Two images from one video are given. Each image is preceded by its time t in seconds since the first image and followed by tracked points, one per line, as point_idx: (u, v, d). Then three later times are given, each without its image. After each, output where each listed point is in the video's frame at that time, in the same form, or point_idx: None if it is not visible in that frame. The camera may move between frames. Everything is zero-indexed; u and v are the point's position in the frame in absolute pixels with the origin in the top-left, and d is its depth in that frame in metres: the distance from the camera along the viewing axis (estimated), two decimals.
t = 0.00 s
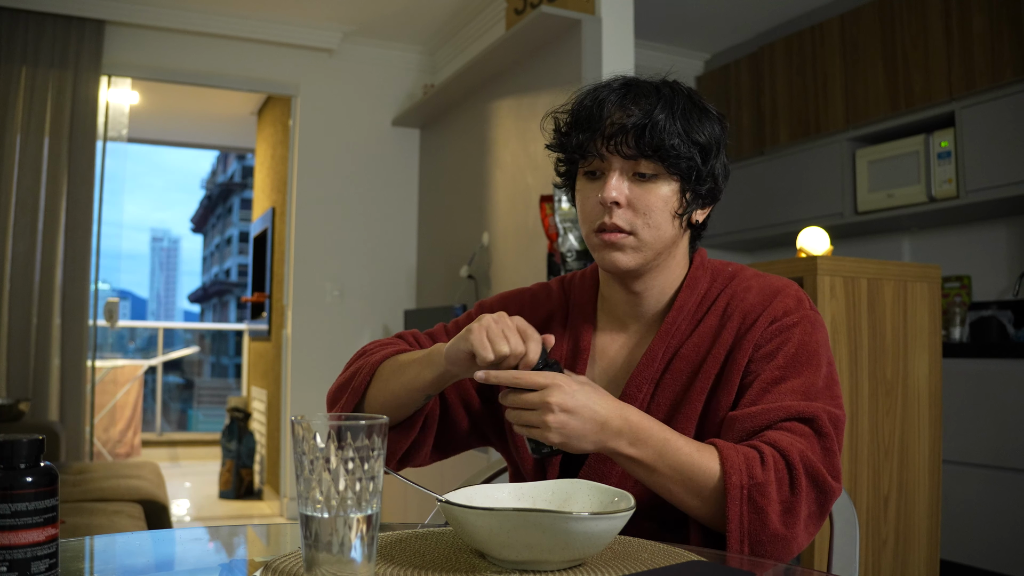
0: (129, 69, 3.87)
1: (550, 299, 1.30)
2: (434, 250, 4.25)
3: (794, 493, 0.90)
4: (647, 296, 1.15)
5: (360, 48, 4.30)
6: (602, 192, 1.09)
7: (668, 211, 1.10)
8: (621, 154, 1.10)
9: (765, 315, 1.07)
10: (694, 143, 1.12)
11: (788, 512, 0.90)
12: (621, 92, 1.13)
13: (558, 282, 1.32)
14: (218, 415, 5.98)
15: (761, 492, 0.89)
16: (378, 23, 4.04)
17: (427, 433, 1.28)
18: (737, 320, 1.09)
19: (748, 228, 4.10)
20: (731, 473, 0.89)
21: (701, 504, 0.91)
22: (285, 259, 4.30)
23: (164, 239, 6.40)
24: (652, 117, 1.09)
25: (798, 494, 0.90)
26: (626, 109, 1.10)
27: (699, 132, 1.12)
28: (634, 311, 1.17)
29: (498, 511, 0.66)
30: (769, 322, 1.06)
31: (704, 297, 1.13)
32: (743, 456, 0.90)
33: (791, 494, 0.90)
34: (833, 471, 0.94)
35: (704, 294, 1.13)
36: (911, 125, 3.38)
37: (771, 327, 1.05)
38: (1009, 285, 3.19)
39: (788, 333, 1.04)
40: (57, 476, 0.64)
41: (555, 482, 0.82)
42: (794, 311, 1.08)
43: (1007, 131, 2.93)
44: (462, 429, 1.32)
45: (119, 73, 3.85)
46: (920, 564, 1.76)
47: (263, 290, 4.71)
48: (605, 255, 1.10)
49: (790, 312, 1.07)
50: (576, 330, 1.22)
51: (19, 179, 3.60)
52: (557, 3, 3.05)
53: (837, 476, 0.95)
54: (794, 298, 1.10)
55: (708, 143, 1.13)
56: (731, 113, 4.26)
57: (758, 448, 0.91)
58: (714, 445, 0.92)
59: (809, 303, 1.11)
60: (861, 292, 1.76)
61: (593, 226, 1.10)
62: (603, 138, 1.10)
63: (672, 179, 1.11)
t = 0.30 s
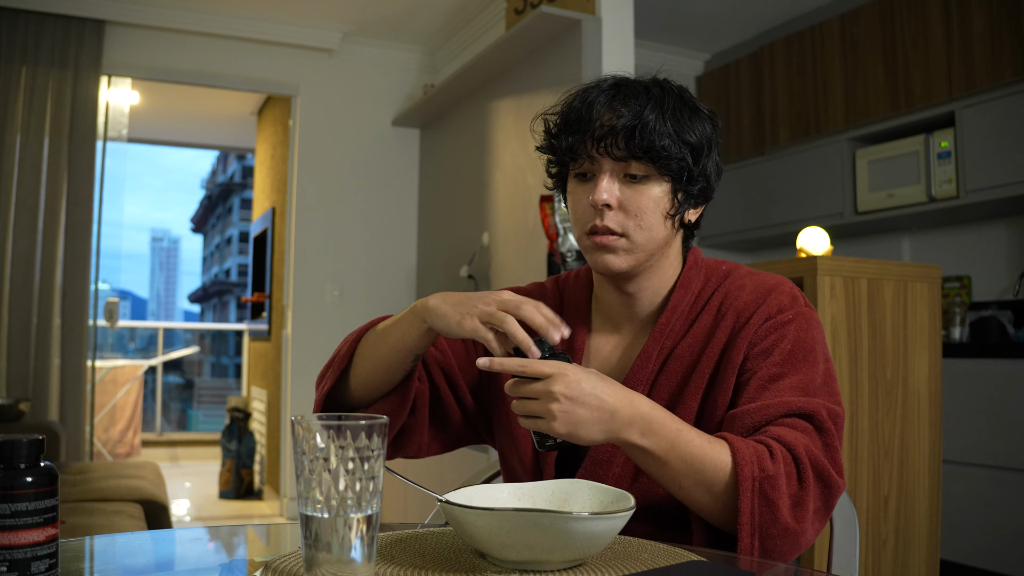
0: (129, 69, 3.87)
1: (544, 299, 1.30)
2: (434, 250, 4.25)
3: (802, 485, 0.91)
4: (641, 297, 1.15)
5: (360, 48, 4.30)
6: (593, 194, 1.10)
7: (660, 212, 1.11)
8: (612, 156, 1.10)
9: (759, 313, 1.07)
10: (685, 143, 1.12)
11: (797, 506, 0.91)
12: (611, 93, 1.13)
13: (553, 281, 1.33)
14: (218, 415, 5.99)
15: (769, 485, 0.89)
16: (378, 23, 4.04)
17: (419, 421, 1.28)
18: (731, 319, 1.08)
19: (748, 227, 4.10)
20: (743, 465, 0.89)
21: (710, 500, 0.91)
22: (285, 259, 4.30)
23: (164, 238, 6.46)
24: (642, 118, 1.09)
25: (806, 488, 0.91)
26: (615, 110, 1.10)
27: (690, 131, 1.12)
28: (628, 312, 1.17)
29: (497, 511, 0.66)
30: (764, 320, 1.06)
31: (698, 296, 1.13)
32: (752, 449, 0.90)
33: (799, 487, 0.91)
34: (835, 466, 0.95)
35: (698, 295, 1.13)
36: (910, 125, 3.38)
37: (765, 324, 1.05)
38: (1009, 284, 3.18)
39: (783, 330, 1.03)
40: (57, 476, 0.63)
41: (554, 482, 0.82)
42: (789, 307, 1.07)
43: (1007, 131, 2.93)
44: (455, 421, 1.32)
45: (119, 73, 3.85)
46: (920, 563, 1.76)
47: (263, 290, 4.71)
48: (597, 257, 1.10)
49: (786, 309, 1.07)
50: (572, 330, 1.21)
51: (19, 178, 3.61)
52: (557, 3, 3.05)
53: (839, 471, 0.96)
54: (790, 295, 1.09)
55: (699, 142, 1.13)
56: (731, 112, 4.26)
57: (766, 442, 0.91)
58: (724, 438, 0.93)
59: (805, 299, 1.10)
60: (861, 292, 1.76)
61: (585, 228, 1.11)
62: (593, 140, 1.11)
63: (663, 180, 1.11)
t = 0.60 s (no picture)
0: (129, 69, 3.87)
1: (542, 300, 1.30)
2: (434, 250, 4.26)
3: (805, 478, 0.91)
4: (640, 298, 1.15)
5: (360, 48, 4.30)
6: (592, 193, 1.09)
7: (658, 210, 1.11)
8: (610, 154, 1.10)
9: (759, 310, 1.07)
10: (682, 141, 1.12)
11: (799, 497, 0.90)
12: (608, 92, 1.13)
13: (552, 280, 1.32)
14: (217, 415, 5.99)
15: (771, 479, 0.89)
16: (379, 23, 4.04)
17: (422, 416, 1.28)
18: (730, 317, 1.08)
19: (748, 227, 4.10)
20: (746, 454, 0.88)
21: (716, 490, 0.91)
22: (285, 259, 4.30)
23: (164, 239, 6.47)
24: (640, 116, 1.09)
25: (809, 480, 0.91)
26: (613, 109, 1.11)
27: (686, 129, 1.13)
28: (627, 312, 1.17)
29: (497, 511, 0.66)
30: (762, 317, 1.06)
31: (698, 295, 1.13)
32: (756, 440, 0.90)
33: (802, 479, 0.91)
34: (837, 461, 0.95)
35: (698, 294, 1.13)
36: (911, 125, 3.38)
37: (764, 321, 1.05)
38: (1009, 284, 3.19)
39: (782, 327, 1.04)
40: (57, 476, 0.64)
41: (555, 482, 0.82)
42: (788, 305, 1.08)
43: (1007, 131, 2.93)
44: (459, 418, 1.33)
45: (119, 73, 3.85)
46: (920, 564, 1.76)
47: (263, 290, 4.71)
48: (597, 256, 1.09)
49: (784, 306, 1.07)
50: (572, 328, 1.21)
51: (19, 178, 3.61)
52: (557, 3, 3.06)
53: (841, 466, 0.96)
54: (788, 294, 1.10)
55: (696, 139, 1.14)
56: (730, 112, 4.26)
57: (770, 433, 0.91)
58: (728, 430, 0.92)
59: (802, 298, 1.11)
60: (861, 291, 1.76)
61: (584, 228, 1.10)
62: (591, 139, 1.11)
63: (660, 177, 1.11)
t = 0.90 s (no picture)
0: (129, 69, 3.87)
1: (533, 304, 1.29)
2: (434, 249, 4.26)
3: (768, 497, 0.91)
4: (627, 300, 1.15)
5: (360, 48, 4.30)
6: (566, 200, 1.10)
7: (635, 201, 1.11)
8: (574, 158, 1.10)
9: (744, 311, 1.06)
10: (641, 128, 1.12)
11: (761, 518, 0.91)
12: (552, 103, 1.14)
13: (541, 285, 1.32)
14: (218, 415, 5.99)
15: (735, 498, 0.89)
16: (378, 23, 4.04)
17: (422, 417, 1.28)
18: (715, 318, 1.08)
19: (748, 228, 4.10)
20: (706, 478, 0.88)
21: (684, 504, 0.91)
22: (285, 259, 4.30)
23: (164, 239, 6.36)
24: (590, 116, 1.10)
25: (772, 498, 0.91)
26: (563, 114, 1.12)
27: (641, 116, 1.13)
28: (616, 315, 1.17)
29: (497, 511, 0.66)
30: (745, 318, 1.05)
31: (684, 294, 1.12)
32: (718, 458, 0.89)
33: (765, 498, 0.91)
34: (806, 474, 0.95)
35: (687, 293, 1.13)
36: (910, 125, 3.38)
37: (749, 323, 1.04)
38: (1009, 284, 3.19)
39: (767, 328, 1.03)
40: (57, 476, 0.63)
41: (553, 482, 0.82)
42: (776, 305, 1.06)
43: (1007, 132, 2.93)
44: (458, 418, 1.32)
45: (119, 73, 3.85)
46: (920, 563, 1.76)
47: (263, 291, 4.71)
48: (586, 262, 1.10)
49: (770, 307, 1.06)
50: (562, 331, 1.21)
51: (19, 178, 3.60)
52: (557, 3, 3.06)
53: (810, 479, 0.96)
54: (778, 293, 1.08)
55: (654, 124, 1.14)
56: (730, 113, 4.26)
57: (733, 449, 0.91)
58: (689, 444, 0.92)
59: (794, 298, 1.09)
60: (861, 291, 1.76)
61: (567, 236, 1.10)
62: (553, 149, 1.11)
63: (630, 167, 1.11)
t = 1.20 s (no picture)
0: (129, 69, 3.87)
1: (535, 304, 1.29)
2: (434, 249, 4.26)
3: (762, 504, 0.91)
4: (633, 300, 1.15)
5: (361, 48, 4.30)
6: (592, 197, 1.09)
7: (659, 210, 1.11)
8: (608, 156, 1.09)
9: (746, 314, 1.06)
10: (676, 137, 1.13)
11: (755, 525, 0.91)
12: (597, 95, 1.13)
13: (544, 284, 1.32)
14: (218, 415, 5.99)
15: (730, 505, 0.89)
16: (379, 22, 4.04)
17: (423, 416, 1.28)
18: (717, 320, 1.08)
19: (749, 228, 4.09)
20: (701, 485, 0.88)
21: (677, 511, 0.91)
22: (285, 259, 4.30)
23: (164, 239, 6.42)
24: (634, 117, 1.09)
25: (766, 506, 0.91)
26: (606, 111, 1.10)
27: (677, 125, 1.13)
28: (620, 315, 1.17)
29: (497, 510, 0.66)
30: (746, 322, 1.05)
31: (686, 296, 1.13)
32: (713, 466, 0.89)
33: (759, 505, 0.91)
34: (801, 481, 0.95)
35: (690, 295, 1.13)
36: (910, 125, 3.38)
37: (750, 327, 1.04)
38: (1009, 284, 3.18)
39: (767, 332, 1.03)
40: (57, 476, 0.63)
41: (553, 482, 0.82)
42: (778, 308, 1.06)
43: (1007, 132, 2.93)
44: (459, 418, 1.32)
45: (119, 73, 3.85)
46: (920, 563, 1.76)
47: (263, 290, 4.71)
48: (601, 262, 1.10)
49: (772, 309, 1.06)
50: (564, 333, 1.21)
51: (19, 177, 3.60)
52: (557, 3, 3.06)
53: (806, 486, 0.96)
54: (780, 296, 1.08)
55: (688, 134, 1.15)
56: (730, 112, 4.26)
57: (728, 456, 0.91)
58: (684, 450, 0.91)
59: (797, 301, 1.09)
60: (861, 292, 1.75)
61: (586, 233, 1.10)
62: (588, 142, 1.10)
63: (659, 176, 1.11)
